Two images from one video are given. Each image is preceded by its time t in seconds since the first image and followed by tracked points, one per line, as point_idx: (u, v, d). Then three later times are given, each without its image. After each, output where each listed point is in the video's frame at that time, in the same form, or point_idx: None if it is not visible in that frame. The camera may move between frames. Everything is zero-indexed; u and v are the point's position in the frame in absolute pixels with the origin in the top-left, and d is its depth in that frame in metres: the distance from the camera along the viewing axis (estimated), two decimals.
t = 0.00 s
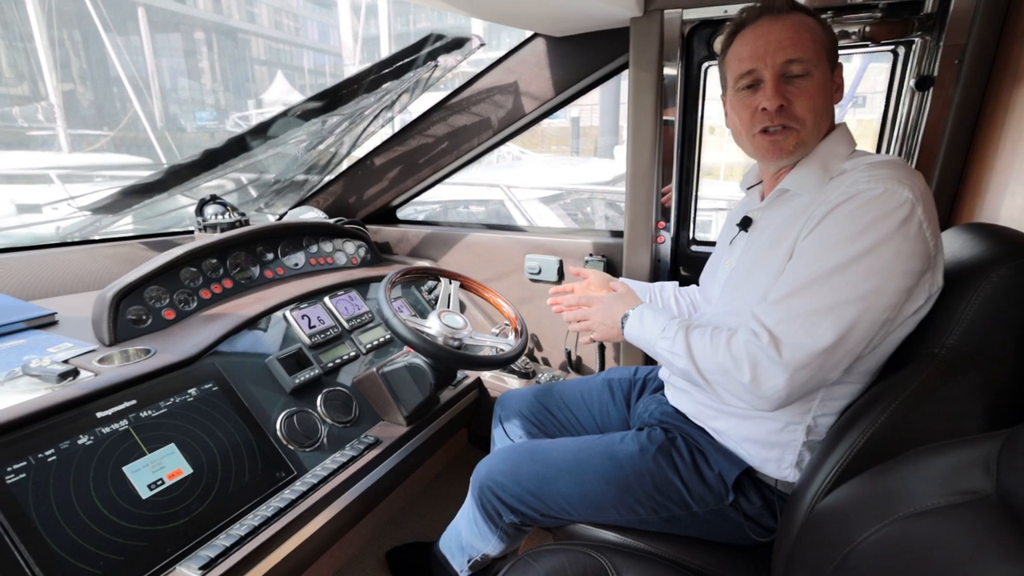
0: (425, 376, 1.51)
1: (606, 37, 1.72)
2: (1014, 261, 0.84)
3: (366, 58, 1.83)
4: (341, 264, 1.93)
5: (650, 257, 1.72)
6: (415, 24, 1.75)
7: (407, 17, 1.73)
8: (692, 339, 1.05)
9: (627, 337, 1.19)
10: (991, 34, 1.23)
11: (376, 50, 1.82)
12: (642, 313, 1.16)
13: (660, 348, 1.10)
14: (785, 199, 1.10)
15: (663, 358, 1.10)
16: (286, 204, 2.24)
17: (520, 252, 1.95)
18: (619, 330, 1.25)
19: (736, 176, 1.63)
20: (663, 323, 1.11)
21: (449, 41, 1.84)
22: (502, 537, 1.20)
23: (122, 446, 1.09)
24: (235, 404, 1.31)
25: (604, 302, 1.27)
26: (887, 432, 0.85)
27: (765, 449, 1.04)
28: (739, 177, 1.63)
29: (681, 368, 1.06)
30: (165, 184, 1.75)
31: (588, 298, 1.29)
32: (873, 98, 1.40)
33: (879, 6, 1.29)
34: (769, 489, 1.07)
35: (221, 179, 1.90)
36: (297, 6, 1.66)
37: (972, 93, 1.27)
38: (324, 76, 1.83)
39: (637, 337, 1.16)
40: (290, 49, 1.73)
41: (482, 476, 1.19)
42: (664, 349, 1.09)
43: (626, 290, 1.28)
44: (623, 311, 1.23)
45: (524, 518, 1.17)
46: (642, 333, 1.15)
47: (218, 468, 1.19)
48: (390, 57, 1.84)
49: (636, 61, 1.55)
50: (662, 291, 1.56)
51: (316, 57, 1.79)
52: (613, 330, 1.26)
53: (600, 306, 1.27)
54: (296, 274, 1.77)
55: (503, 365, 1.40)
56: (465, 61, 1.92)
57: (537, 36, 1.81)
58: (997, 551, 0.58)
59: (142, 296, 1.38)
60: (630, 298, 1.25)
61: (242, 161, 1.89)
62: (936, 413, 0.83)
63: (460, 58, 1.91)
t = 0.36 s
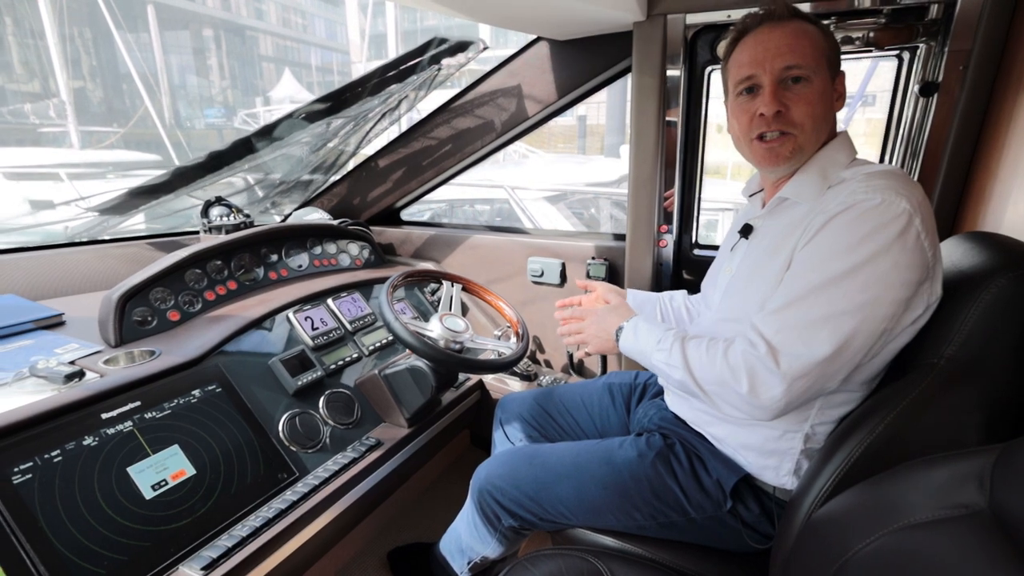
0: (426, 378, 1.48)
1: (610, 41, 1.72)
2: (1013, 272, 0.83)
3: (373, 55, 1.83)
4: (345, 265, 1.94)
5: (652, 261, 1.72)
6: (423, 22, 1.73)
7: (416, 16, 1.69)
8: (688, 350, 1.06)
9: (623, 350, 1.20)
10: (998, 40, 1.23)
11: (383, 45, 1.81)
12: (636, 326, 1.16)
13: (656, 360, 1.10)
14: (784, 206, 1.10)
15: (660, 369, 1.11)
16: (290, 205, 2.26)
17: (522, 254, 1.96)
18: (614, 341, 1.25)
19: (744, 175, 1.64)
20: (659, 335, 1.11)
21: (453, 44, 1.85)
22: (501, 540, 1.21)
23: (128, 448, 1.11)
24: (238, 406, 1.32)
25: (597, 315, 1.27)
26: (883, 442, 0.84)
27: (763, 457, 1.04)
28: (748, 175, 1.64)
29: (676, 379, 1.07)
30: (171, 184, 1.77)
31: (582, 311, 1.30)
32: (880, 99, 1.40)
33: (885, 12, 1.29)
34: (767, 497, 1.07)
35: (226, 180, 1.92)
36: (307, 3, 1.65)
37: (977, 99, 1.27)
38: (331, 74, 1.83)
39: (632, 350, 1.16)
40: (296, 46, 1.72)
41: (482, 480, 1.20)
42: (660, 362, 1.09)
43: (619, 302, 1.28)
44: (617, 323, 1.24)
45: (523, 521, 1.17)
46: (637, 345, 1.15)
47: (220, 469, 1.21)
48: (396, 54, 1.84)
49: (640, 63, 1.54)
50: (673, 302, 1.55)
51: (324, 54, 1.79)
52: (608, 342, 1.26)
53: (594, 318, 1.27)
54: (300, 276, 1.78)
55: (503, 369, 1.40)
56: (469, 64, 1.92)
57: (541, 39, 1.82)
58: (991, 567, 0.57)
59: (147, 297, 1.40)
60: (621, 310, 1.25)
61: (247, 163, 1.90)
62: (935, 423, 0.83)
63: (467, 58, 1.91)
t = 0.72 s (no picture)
0: (438, 379, 1.48)
1: (626, 37, 1.69)
2: None
3: (388, 54, 1.82)
4: (356, 265, 1.93)
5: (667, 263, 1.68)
6: (437, 21, 1.72)
7: (429, 15, 1.68)
8: (688, 337, 1.03)
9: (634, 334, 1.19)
10: None
11: (397, 44, 1.80)
12: (649, 308, 1.14)
13: (659, 344, 1.08)
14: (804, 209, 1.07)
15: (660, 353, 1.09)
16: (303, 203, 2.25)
17: (535, 254, 1.94)
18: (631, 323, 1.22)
19: (758, 175, 1.61)
20: (667, 319, 1.09)
21: (466, 41, 1.83)
22: (512, 545, 1.19)
23: (137, 448, 1.11)
24: (248, 406, 1.31)
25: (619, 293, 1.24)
26: (911, 453, 0.81)
27: (783, 465, 1.01)
28: (762, 174, 1.60)
29: (671, 364, 1.04)
30: (184, 183, 1.77)
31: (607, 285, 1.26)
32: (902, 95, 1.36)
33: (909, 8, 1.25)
34: (786, 507, 1.04)
35: (239, 179, 1.92)
36: (320, 3, 1.62)
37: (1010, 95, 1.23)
38: (345, 73, 1.81)
39: (641, 331, 1.15)
40: (310, 45, 1.70)
41: (491, 484, 1.18)
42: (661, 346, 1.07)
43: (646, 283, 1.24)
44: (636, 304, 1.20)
45: (534, 527, 1.15)
46: (647, 327, 1.13)
47: (229, 470, 1.20)
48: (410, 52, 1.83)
49: (656, 61, 1.51)
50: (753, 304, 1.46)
51: (337, 53, 1.77)
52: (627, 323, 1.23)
53: (617, 294, 1.24)
54: (311, 275, 1.78)
55: (513, 371, 1.38)
56: (483, 61, 1.90)
57: (555, 36, 1.79)
58: None
59: (159, 296, 1.40)
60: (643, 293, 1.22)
61: (260, 161, 1.90)
62: (967, 433, 0.79)
63: (479, 56, 1.89)
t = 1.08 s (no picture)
0: (446, 381, 1.44)
1: (641, 33, 1.65)
2: None
3: (401, 52, 1.80)
4: (367, 264, 1.92)
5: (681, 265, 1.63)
6: (451, 20, 1.70)
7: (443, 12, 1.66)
8: (714, 339, 1.00)
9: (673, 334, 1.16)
10: None
11: (411, 44, 1.79)
12: (687, 307, 1.11)
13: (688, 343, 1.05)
14: (827, 211, 1.04)
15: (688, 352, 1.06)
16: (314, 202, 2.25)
17: (546, 254, 1.91)
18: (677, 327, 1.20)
19: (775, 175, 1.58)
20: (700, 319, 1.06)
21: (478, 38, 1.80)
22: (520, 552, 1.16)
23: (144, 447, 1.10)
24: (256, 406, 1.30)
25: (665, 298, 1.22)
26: (941, 466, 0.77)
27: (803, 475, 0.97)
28: (779, 174, 1.58)
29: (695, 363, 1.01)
30: (196, 181, 1.77)
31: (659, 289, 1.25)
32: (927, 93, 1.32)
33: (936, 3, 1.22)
34: (806, 518, 1.00)
35: (250, 177, 1.91)
36: (336, 2, 1.64)
37: None
38: (360, 73, 1.81)
39: (678, 330, 1.11)
40: (326, 45, 1.72)
41: (499, 489, 1.16)
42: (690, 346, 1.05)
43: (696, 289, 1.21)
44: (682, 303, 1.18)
45: (542, 534, 1.13)
46: (682, 326, 1.10)
47: (236, 471, 1.19)
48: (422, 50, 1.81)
49: (671, 58, 1.47)
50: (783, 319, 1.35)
51: (353, 53, 1.77)
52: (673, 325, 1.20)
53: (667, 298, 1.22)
54: (321, 275, 1.77)
55: (522, 373, 1.35)
56: (495, 58, 1.88)
57: (568, 32, 1.76)
58: None
59: (168, 294, 1.39)
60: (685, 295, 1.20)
61: (271, 160, 1.89)
62: (1001, 447, 0.74)
63: (491, 53, 1.86)
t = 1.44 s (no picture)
0: (454, 381, 1.42)
1: (654, 30, 1.63)
2: None
3: (414, 51, 1.80)
4: (377, 263, 1.92)
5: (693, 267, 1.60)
6: (465, 19, 1.70)
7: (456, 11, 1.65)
8: (729, 343, 0.97)
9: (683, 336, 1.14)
10: None
11: (426, 43, 1.79)
12: (699, 310, 1.08)
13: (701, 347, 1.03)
14: (841, 211, 1.01)
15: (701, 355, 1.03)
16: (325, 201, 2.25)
17: (556, 254, 1.89)
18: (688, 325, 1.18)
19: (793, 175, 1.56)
20: (713, 322, 1.03)
21: (489, 36, 1.80)
22: (526, 554, 1.15)
23: (153, 444, 1.10)
24: (264, 404, 1.31)
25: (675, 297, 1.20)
26: (960, 473, 0.75)
27: (815, 481, 0.94)
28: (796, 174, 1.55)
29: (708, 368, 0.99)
30: (209, 179, 1.78)
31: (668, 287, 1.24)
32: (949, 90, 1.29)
33: None
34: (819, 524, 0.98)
35: (262, 176, 1.92)
36: (351, 4, 1.62)
37: None
38: (374, 74, 1.81)
39: (689, 333, 1.09)
40: (341, 45, 1.71)
41: (506, 491, 1.15)
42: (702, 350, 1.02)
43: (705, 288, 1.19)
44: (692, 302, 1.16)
45: (549, 537, 1.11)
46: (694, 328, 1.07)
47: (244, 468, 1.19)
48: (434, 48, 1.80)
49: (684, 57, 1.42)
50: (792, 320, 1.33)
51: (367, 54, 1.77)
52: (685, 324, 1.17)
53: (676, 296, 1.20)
54: (331, 273, 1.77)
55: (531, 374, 1.34)
56: (507, 57, 1.87)
57: (580, 29, 1.75)
58: None
59: (179, 292, 1.40)
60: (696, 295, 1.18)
61: (283, 159, 1.90)
62: None
63: (502, 52, 1.85)
